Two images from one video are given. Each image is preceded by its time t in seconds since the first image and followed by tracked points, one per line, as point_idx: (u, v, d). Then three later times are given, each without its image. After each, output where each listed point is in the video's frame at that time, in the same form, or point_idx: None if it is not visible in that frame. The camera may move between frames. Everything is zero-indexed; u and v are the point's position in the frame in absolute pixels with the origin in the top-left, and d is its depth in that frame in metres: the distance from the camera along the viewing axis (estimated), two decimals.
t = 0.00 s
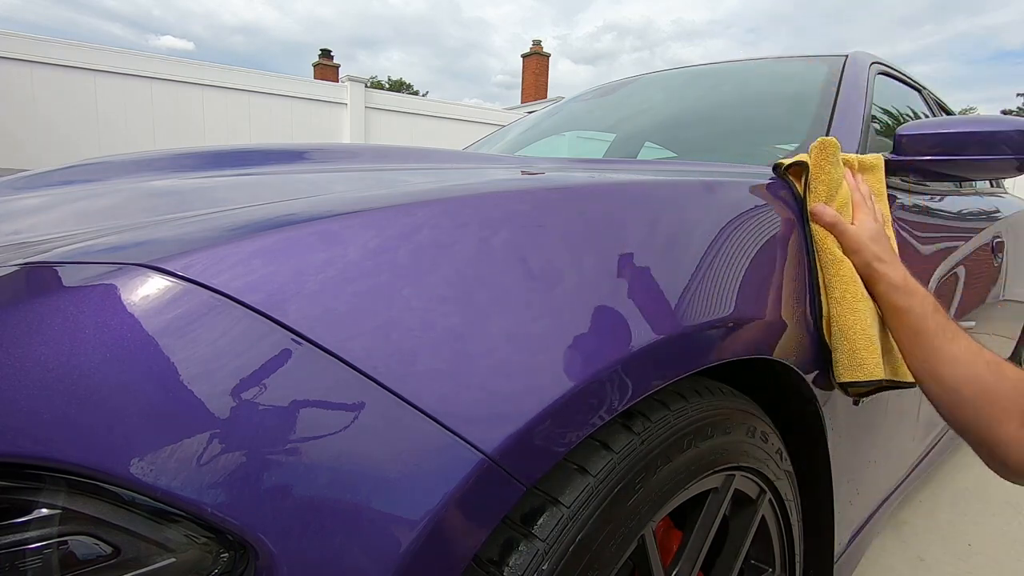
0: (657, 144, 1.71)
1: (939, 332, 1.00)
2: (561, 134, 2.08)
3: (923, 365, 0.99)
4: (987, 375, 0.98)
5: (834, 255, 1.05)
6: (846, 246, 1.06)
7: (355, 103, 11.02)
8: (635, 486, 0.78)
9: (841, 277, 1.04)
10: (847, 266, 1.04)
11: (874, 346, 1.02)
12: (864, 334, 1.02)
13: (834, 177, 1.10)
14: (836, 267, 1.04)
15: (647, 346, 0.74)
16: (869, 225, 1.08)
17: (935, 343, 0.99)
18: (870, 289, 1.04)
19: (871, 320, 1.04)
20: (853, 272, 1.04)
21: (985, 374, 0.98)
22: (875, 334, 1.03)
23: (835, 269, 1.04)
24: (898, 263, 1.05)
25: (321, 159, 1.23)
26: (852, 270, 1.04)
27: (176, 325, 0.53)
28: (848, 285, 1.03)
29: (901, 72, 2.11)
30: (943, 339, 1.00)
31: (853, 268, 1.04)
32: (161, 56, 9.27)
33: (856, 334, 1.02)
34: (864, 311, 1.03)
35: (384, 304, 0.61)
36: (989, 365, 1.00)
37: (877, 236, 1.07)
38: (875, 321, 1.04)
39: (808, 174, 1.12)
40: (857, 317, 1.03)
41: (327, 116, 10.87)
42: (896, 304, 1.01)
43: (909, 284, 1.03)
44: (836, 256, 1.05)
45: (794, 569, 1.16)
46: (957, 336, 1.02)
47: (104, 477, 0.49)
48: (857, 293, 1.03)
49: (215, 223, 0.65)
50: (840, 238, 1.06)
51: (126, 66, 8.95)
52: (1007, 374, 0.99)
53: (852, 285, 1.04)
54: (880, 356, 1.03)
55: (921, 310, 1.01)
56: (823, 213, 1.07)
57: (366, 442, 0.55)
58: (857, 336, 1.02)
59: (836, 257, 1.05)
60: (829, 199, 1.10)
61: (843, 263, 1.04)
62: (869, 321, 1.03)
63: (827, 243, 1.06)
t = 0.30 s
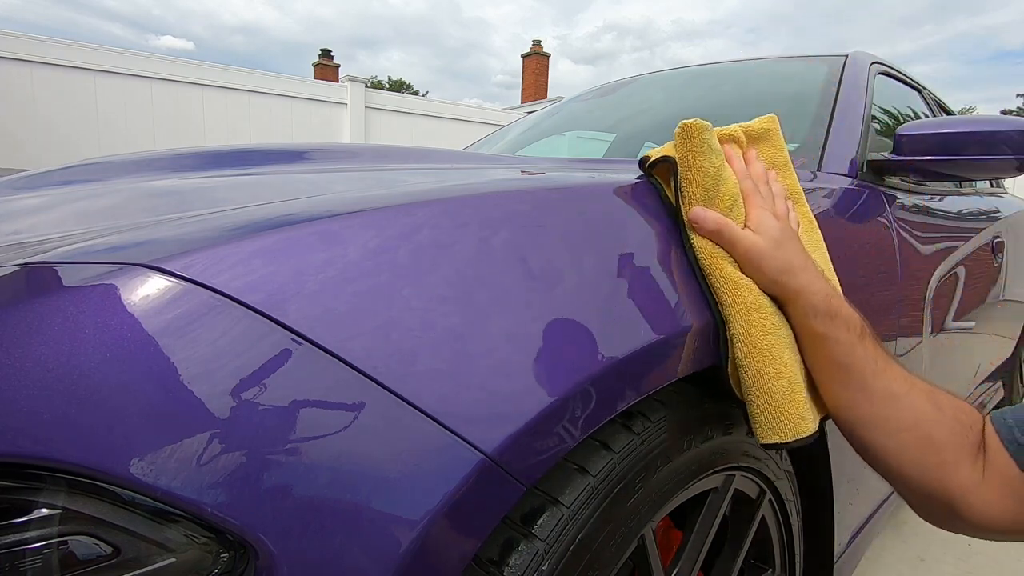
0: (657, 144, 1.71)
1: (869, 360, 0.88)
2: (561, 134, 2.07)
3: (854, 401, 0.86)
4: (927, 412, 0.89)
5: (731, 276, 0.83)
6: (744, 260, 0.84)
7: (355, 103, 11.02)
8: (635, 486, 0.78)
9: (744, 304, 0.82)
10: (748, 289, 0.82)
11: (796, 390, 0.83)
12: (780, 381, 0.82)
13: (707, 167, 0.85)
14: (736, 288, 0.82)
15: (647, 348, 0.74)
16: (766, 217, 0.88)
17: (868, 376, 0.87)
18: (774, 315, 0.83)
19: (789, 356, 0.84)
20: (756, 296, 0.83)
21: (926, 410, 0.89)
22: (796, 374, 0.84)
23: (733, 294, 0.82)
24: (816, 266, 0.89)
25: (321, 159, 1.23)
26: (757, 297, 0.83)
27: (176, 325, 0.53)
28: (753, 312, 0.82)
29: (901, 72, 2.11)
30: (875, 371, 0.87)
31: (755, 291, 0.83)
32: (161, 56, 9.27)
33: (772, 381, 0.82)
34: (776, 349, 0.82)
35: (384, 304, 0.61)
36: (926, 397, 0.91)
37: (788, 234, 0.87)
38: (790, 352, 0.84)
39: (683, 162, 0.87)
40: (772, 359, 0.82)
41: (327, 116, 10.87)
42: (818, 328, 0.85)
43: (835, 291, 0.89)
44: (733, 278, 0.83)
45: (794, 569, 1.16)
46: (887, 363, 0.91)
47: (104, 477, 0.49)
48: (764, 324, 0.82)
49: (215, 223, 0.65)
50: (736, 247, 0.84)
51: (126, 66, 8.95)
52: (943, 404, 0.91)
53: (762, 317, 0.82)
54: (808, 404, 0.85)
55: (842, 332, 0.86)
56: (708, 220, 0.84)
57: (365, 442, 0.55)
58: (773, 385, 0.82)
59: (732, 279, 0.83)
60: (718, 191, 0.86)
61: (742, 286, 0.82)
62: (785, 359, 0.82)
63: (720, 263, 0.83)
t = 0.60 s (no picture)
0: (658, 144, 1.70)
1: (793, 403, 0.84)
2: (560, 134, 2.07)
3: (791, 455, 0.84)
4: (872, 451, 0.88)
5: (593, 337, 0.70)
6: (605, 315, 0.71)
7: (355, 103, 11.02)
8: (637, 487, 0.78)
9: (612, 374, 0.69)
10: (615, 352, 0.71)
11: (698, 462, 0.74)
12: (675, 461, 0.72)
13: (537, 199, 0.70)
14: (605, 356, 0.70)
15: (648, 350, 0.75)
16: (622, 244, 0.75)
17: (798, 423, 0.84)
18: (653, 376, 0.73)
19: (682, 420, 0.74)
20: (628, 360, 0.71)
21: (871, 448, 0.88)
22: (693, 439, 0.75)
23: (605, 361, 0.70)
24: (698, 290, 0.78)
25: (321, 159, 1.23)
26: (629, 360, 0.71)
27: (176, 325, 0.53)
28: (627, 380, 0.70)
29: (901, 72, 2.11)
30: (806, 415, 0.85)
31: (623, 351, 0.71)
32: (161, 56, 9.27)
33: (667, 459, 0.71)
34: (666, 419, 0.72)
35: (383, 304, 0.61)
36: (869, 430, 0.90)
37: (655, 263, 0.76)
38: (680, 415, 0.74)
39: (506, 195, 0.71)
40: (659, 433, 0.71)
41: (327, 116, 10.87)
42: (721, 372, 0.79)
43: (723, 319, 0.79)
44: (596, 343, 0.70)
45: (794, 569, 1.16)
46: (819, 396, 0.88)
47: (104, 477, 0.49)
48: (645, 392, 0.71)
49: (215, 223, 0.65)
50: (590, 301, 0.70)
51: (126, 66, 8.95)
52: (889, 432, 0.91)
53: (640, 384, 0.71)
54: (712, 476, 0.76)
55: (749, 375, 0.80)
56: (546, 281, 0.68)
57: (366, 442, 0.55)
58: (668, 466, 0.71)
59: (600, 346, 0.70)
60: (556, 222, 0.72)
61: (610, 351, 0.70)
62: (677, 429, 0.73)
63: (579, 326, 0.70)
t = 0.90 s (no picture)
0: (657, 144, 1.70)
1: (673, 453, 0.72)
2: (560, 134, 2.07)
3: (697, 512, 0.74)
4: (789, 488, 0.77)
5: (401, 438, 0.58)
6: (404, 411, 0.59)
7: (355, 103, 11.02)
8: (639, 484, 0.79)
9: (433, 479, 0.58)
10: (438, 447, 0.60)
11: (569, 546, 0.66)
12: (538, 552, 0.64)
13: (297, 282, 0.56)
14: (426, 460, 0.59)
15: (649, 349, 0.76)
16: (425, 308, 0.62)
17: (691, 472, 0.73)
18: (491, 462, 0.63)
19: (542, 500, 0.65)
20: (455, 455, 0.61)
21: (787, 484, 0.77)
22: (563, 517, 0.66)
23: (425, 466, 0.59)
24: (522, 350, 0.65)
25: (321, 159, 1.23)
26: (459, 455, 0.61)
27: (176, 326, 0.53)
28: (460, 478, 0.60)
29: (901, 72, 2.11)
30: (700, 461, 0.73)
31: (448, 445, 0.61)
32: (161, 57, 9.27)
33: (529, 553, 0.63)
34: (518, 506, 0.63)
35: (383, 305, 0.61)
36: (781, 458, 0.78)
37: (468, 328, 0.63)
38: (535, 498, 0.65)
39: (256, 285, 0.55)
40: (516, 526, 0.62)
41: (327, 116, 10.87)
42: (579, 440, 0.67)
43: (558, 377, 0.66)
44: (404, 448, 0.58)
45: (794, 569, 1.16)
46: (717, 429, 0.76)
47: (104, 477, 0.49)
48: (481, 489, 0.61)
49: (215, 224, 0.65)
50: (384, 399, 0.57)
51: (127, 66, 8.95)
52: (809, 454, 0.80)
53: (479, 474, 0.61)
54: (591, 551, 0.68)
55: (605, 435, 0.68)
56: (324, 387, 0.55)
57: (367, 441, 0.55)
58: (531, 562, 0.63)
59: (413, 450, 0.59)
60: (332, 298, 0.57)
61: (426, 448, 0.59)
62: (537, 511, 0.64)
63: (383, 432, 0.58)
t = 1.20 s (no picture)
0: (657, 144, 1.71)
1: (646, 501, 0.69)
2: (560, 134, 2.07)
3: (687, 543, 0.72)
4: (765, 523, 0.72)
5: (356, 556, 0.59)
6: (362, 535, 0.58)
7: (355, 103, 11.01)
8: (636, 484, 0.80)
9: None
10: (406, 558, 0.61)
11: None
12: None
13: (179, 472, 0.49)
14: (403, 570, 0.60)
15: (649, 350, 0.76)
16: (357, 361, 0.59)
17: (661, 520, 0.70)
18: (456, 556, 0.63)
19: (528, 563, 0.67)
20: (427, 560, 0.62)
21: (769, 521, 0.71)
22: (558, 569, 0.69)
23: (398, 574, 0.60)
24: (470, 441, 0.62)
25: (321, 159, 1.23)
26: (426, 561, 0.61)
27: (175, 326, 0.53)
28: (440, 575, 0.62)
29: (901, 72, 2.11)
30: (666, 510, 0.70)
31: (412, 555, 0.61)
32: (161, 56, 9.27)
33: None
34: None
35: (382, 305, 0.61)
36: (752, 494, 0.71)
37: (405, 434, 0.59)
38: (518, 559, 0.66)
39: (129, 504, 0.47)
40: None
41: (327, 116, 10.87)
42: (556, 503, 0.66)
43: (512, 457, 0.63)
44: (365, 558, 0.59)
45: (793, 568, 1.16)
46: (689, 468, 0.71)
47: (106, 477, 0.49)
48: None
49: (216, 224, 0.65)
50: (337, 528, 0.55)
51: (127, 66, 8.95)
52: (789, 475, 0.72)
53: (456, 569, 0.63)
54: None
55: (572, 499, 0.66)
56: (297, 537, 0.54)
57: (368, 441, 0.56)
58: None
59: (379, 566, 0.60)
60: (234, 463, 0.51)
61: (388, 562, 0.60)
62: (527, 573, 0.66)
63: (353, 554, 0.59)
